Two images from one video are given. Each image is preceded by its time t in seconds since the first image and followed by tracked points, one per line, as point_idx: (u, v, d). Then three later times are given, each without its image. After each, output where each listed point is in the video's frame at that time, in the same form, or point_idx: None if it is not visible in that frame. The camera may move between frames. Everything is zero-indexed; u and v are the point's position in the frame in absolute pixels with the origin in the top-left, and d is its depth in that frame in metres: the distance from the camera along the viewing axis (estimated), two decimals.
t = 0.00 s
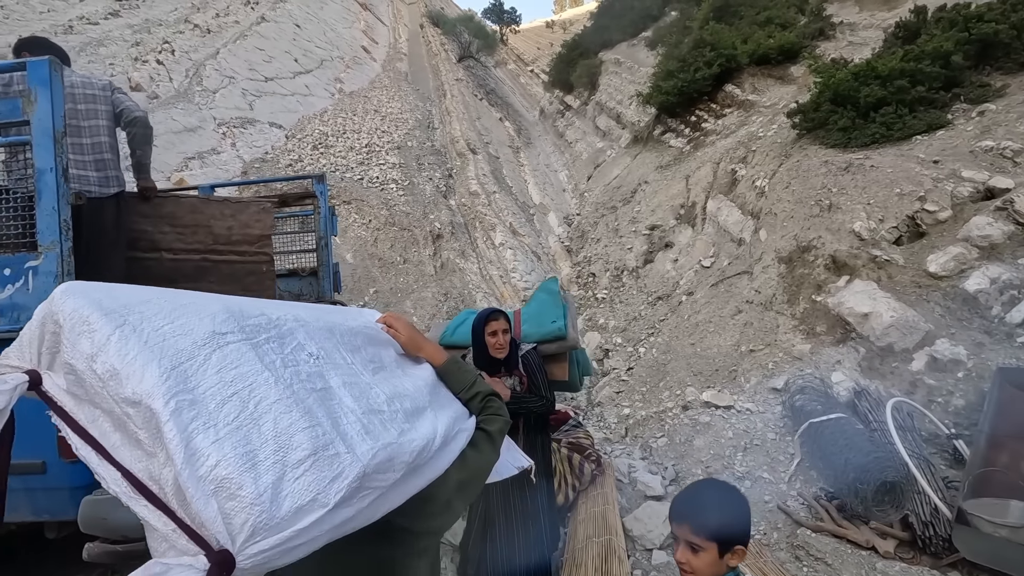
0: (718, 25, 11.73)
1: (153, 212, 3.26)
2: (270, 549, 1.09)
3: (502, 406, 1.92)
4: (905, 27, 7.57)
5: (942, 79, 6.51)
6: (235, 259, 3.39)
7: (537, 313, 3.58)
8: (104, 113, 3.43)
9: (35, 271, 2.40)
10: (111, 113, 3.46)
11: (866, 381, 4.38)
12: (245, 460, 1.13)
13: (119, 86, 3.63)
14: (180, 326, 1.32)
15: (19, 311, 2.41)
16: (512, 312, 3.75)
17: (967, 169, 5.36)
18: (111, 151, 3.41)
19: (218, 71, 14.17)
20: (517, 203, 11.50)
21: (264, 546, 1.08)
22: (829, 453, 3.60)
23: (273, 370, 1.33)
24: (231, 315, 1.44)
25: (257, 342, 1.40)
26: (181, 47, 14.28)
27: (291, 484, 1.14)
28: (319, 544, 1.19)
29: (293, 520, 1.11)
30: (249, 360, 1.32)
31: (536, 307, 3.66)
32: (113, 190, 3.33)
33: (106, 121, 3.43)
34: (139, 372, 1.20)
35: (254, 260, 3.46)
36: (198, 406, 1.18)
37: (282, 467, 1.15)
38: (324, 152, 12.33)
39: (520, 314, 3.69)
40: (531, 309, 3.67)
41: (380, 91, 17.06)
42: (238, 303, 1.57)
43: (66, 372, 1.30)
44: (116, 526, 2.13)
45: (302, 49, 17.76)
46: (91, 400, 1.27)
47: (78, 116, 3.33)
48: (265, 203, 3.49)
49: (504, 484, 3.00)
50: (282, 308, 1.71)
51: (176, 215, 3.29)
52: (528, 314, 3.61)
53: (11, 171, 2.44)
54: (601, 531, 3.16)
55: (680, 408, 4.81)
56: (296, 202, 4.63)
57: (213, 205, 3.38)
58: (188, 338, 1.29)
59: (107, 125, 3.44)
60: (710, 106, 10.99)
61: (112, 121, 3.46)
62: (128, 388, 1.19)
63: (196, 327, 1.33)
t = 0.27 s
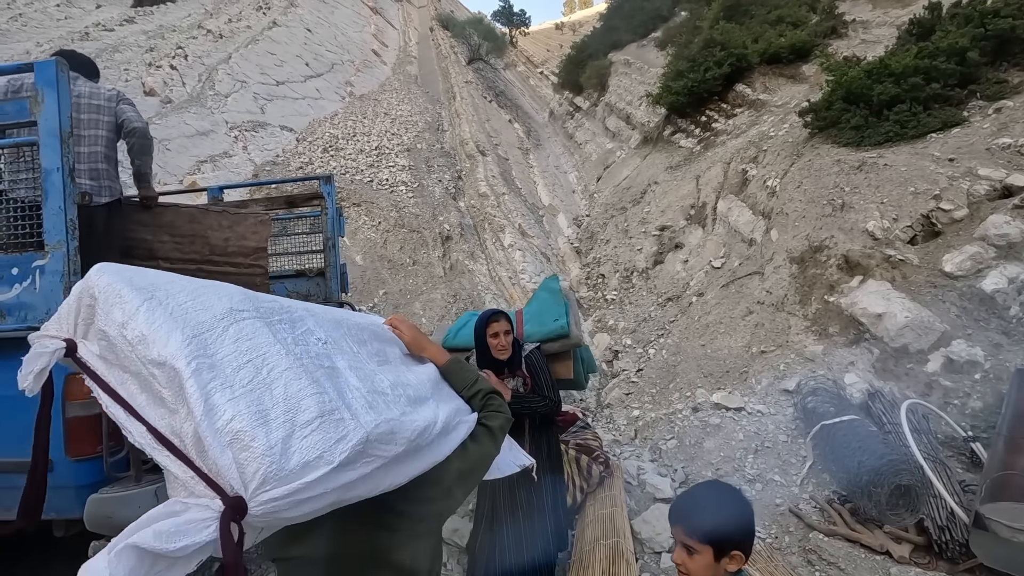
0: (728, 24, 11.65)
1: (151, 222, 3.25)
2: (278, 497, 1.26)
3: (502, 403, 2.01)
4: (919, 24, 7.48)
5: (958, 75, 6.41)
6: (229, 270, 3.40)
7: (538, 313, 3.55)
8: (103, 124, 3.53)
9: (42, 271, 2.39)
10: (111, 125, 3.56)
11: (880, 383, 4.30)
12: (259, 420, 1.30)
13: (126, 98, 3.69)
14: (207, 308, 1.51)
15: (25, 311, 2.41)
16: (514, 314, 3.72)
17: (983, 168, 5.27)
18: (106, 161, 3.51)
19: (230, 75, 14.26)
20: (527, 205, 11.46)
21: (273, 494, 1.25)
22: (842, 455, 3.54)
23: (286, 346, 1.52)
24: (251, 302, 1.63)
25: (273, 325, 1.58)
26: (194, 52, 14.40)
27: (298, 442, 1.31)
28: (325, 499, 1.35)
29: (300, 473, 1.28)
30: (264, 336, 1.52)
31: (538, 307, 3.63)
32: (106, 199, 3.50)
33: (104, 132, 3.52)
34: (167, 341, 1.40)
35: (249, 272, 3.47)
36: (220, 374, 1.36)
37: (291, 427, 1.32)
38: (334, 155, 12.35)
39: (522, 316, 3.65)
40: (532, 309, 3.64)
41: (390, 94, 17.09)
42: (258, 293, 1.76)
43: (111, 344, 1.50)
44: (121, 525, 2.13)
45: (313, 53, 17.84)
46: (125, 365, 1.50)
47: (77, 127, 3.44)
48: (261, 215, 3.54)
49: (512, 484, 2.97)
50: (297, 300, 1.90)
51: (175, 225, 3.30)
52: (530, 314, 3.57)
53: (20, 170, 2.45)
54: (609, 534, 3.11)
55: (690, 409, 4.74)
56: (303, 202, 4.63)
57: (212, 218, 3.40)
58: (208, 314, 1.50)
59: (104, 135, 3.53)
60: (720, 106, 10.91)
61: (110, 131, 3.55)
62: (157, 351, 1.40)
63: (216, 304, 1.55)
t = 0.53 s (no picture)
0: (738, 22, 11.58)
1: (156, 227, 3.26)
2: (300, 478, 1.26)
3: (511, 403, 2.00)
4: (933, 21, 7.39)
5: (973, 72, 6.34)
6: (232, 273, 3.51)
7: (542, 311, 3.52)
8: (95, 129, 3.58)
9: (54, 271, 2.38)
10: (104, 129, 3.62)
11: (893, 384, 4.23)
12: (284, 402, 1.31)
13: (121, 105, 3.74)
14: (236, 298, 1.54)
15: (37, 310, 2.40)
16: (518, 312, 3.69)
17: (999, 165, 5.19)
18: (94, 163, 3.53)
19: (242, 78, 14.35)
20: (536, 205, 11.44)
21: (295, 474, 1.25)
22: (853, 457, 3.50)
23: (310, 335, 1.54)
24: (278, 296, 1.66)
25: (297, 318, 1.60)
26: (206, 56, 14.52)
27: (321, 425, 1.31)
28: (344, 483, 1.35)
29: (323, 454, 1.28)
30: (290, 326, 1.53)
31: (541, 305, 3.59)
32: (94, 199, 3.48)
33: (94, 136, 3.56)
34: (201, 330, 1.41)
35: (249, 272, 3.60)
36: (247, 358, 1.38)
37: (315, 411, 1.33)
38: (344, 156, 12.38)
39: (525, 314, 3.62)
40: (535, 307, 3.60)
41: (399, 95, 17.13)
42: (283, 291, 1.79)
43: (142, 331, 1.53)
44: (130, 523, 2.13)
45: (324, 55, 17.92)
46: (160, 354, 1.51)
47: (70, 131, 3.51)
48: (259, 220, 3.71)
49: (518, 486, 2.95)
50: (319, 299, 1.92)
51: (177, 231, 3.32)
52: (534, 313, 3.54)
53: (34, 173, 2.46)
54: (616, 535, 3.08)
55: (699, 410, 4.69)
56: (311, 203, 4.64)
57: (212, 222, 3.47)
58: (239, 306, 1.50)
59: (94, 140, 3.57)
60: (731, 105, 10.84)
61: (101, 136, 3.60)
62: (191, 339, 1.41)
63: (244, 295, 1.57)
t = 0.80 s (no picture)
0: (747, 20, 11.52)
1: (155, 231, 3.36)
2: (343, 439, 1.51)
3: (521, 408, 2.09)
4: (945, 18, 7.32)
5: (985, 69, 6.29)
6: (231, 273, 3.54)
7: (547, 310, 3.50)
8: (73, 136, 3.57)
9: (64, 271, 2.37)
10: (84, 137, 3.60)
11: (904, 385, 4.19)
12: (331, 375, 1.58)
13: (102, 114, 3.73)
14: (290, 284, 1.82)
15: (48, 309, 2.36)
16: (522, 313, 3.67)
17: (1012, 163, 5.13)
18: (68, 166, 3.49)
19: (252, 80, 14.42)
20: (543, 206, 11.43)
21: (340, 436, 1.51)
22: (863, 456, 3.47)
23: (349, 317, 1.80)
24: (322, 283, 1.93)
25: (339, 304, 1.87)
26: (216, 58, 14.61)
27: (361, 396, 1.57)
28: (375, 449, 1.59)
29: (362, 421, 1.53)
30: (331, 307, 1.81)
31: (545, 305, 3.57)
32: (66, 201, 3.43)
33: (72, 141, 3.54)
34: (258, 303, 1.72)
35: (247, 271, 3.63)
36: (301, 335, 1.65)
37: (356, 384, 1.58)
38: (352, 157, 12.40)
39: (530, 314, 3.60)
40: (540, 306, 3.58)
41: (407, 96, 17.16)
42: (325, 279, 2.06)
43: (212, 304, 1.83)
44: (140, 519, 2.15)
45: (332, 57, 17.98)
46: (217, 321, 1.82)
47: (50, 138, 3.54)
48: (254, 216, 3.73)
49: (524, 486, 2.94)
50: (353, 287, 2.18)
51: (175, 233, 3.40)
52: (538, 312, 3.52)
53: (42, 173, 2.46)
54: (624, 534, 3.06)
55: (707, 410, 4.65)
56: (318, 203, 4.65)
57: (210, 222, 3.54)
58: (289, 287, 1.81)
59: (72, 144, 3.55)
60: (739, 104, 10.78)
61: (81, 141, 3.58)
62: (255, 315, 1.70)
63: (296, 281, 1.85)
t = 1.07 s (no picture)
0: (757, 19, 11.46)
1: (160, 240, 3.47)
2: (368, 415, 1.50)
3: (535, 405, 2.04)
4: (958, 15, 7.24)
5: (999, 66, 6.20)
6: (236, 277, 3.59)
7: (552, 311, 3.47)
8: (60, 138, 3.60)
9: (73, 271, 2.37)
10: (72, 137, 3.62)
11: (916, 386, 4.13)
12: (360, 353, 1.59)
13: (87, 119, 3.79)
14: (322, 271, 1.85)
15: (58, 309, 2.36)
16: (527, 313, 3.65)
17: None
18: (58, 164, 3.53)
19: (262, 83, 14.50)
20: (552, 206, 11.40)
21: (364, 412, 1.50)
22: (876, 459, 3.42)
23: (378, 305, 1.82)
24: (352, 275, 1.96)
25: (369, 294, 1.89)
26: (227, 62, 14.72)
27: (387, 376, 1.56)
28: (397, 431, 1.57)
29: (387, 400, 1.53)
30: (361, 294, 1.83)
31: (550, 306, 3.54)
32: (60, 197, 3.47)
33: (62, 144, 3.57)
34: (294, 284, 1.76)
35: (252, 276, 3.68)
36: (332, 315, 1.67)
37: (383, 365, 1.58)
38: (361, 159, 12.43)
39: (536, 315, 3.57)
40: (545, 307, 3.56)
41: (416, 98, 17.20)
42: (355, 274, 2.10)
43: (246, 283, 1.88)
44: (149, 517, 2.15)
45: (341, 60, 18.05)
46: (253, 300, 1.86)
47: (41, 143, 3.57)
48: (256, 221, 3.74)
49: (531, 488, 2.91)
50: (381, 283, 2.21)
51: (179, 241, 3.47)
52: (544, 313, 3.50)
53: (50, 175, 2.46)
54: (631, 536, 3.03)
55: (716, 412, 4.61)
56: (325, 205, 4.65)
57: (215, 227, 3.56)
58: (322, 273, 1.84)
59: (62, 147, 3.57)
60: (749, 103, 10.71)
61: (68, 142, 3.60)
62: (289, 293, 1.73)
63: (328, 269, 1.88)
